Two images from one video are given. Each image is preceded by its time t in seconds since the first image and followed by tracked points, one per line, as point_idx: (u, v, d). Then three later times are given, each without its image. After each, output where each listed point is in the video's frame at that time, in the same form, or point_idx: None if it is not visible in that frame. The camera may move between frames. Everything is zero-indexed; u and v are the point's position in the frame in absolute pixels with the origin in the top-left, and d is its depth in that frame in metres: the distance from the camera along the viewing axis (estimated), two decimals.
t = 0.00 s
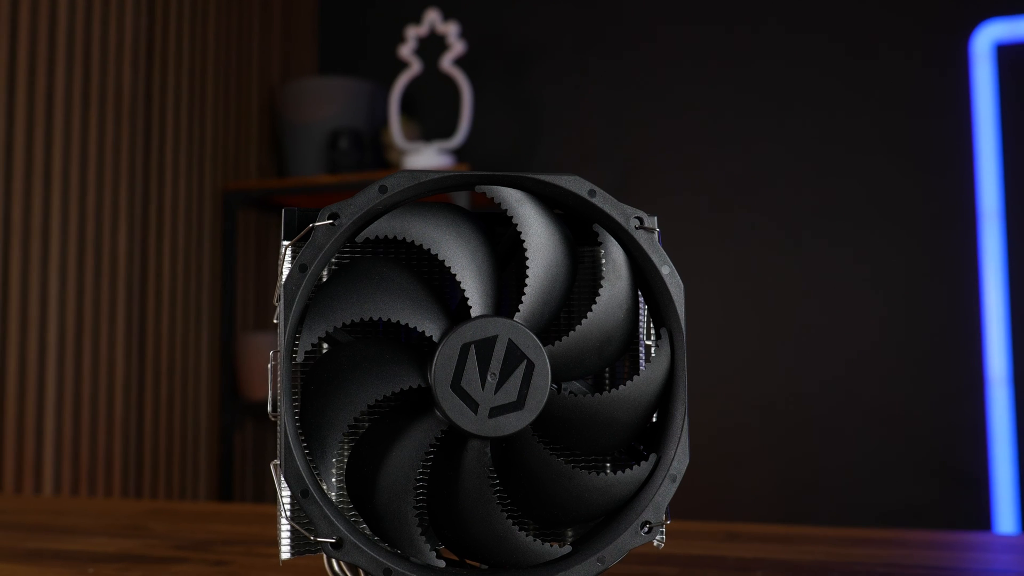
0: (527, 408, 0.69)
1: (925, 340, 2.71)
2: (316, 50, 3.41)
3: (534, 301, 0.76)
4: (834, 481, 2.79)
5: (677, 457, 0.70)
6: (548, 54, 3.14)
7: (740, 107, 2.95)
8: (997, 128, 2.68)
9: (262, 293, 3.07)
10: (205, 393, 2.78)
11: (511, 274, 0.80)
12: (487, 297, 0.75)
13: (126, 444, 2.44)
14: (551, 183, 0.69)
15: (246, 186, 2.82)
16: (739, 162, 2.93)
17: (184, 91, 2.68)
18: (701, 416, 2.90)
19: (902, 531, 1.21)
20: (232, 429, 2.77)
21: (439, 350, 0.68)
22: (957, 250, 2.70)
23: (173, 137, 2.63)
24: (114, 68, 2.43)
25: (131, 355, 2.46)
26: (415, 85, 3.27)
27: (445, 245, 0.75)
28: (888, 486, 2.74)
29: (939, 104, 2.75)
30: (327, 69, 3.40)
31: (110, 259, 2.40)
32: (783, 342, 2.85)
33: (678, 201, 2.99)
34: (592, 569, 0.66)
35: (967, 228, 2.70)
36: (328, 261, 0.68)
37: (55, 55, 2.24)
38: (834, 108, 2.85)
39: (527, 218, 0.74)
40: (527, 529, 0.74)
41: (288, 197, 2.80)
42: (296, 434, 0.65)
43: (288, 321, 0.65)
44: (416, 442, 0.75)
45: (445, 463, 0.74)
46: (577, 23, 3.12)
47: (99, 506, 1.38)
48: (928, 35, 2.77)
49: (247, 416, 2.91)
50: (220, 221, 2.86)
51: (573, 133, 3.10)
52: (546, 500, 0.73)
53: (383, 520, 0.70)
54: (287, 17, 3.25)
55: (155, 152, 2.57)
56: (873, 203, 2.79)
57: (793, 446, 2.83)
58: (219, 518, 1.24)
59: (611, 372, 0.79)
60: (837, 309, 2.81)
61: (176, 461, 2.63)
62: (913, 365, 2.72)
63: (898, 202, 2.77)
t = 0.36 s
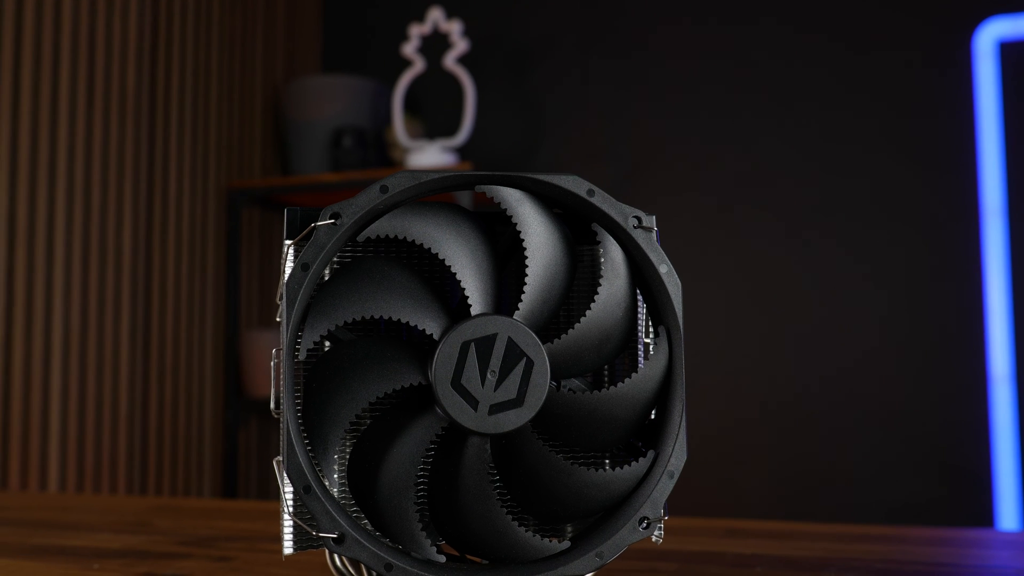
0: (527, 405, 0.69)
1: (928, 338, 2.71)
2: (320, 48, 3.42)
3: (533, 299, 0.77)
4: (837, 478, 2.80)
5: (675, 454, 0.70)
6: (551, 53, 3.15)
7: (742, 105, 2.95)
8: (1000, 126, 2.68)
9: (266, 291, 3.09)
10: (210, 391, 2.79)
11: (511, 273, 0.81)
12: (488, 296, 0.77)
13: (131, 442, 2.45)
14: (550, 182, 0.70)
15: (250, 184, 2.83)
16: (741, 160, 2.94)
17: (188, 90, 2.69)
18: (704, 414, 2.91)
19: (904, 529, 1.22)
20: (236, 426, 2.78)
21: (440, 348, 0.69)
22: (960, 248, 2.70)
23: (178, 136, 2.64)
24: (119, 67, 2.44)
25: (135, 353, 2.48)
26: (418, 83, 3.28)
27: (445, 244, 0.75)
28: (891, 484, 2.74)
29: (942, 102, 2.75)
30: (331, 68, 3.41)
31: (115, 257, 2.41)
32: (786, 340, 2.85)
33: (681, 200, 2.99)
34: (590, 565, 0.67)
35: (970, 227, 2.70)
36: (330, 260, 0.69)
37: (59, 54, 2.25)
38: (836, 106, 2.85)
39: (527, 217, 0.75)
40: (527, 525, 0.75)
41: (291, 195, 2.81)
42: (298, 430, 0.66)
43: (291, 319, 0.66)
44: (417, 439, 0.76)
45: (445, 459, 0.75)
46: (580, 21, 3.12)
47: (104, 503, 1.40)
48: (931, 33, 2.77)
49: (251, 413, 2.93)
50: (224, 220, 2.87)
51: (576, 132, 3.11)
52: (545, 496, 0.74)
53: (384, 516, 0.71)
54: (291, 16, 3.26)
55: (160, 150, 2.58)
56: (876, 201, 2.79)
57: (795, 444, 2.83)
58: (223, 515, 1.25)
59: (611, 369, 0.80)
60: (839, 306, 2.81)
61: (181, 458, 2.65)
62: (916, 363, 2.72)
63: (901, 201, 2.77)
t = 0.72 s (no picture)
0: (527, 402, 0.70)
1: (931, 335, 2.71)
2: (324, 46, 3.43)
3: (533, 298, 0.77)
4: (839, 475, 2.80)
5: (674, 451, 0.71)
6: (554, 50, 3.15)
7: (745, 103, 2.95)
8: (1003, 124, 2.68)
9: (269, 288, 3.10)
10: (214, 388, 2.81)
11: (511, 272, 0.81)
12: (488, 294, 0.77)
13: (135, 438, 2.47)
14: (549, 182, 0.71)
15: (253, 182, 2.84)
16: (744, 158, 2.94)
17: (192, 88, 2.70)
18: (706, 411, 2.92)
19: (906, 525, 1.22)
20: (240, 422, 2.80)
21: (440, 346, 0.70)
22: (963, 246, 2.70)
23: (182, 134, 2.65)
24: (123, 65, 2.46)
25: (140, 350, 2.49)
26: (421, 81, 3.29)
27: (446, 244, 0.76)
28: (894, 481, 2.75)
29: (944, 99, 2.75)
30: (334, 66, 3.42)
31: (120, 255, 2.42)
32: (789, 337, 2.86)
33: (684, 198, 2.99)
34: (590, 560, 0.68)
35: (973, 224, 2.70)
36: (332, 259, 0.69)
37: (64, 53, 2.26)
38: (839, 104, 2.85)
39: (526, 216, 0.75)
40: (528, 521, 0.76)
41: (295, 193, 2.82)
42: (300, 427, 0.67)
43: (293, 317, 0.67)
44: (418, 436, 0.77)
45: (445, 456, 0.76)
46: (583, 19, 3.12)
47: (110, 499, 1.41)
48: (934, 31, 2.77)
49: (255, 410, 2.94)
50: (228, 217, 2.89)
51: (579, 130, 3.11)
52: (545, 492, 0.75)
53: (386, 512, 0.71)
54: (295, 14, 3.28)
55: (164, 147, 2.59)
56: (879, 198, 2.79)
57: (797, 441, 2.84)
58: (228, 511, 1.26)
59: (609, 366, 0.81)
60: (842, 304, 2.81)
61: (185, 454, 2.66)
62: (919, 360, 2.72)
63: (904, 198, 2.77)
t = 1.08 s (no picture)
0: (526, 398, 0.71)
1: (934, 333, 2.71)
2: (328, 44, 3.44)
3: (533, 296, 0.78)
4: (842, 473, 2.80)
5: (672, 447, 0.72)
6: (557, 49, 3.16)
7: (748, 100, 2.95)
8: (1006, 121, 2.68)
9: (273, 287, 3.11)
10: (219, 386, 2.82)
11: (511, 270, 0.82)
12: (488, 293, 0.78)
13: (140, 435, 2.48)
14: (549, 182, 0.71)
15: (258, 180, 2.85)
16: (747, 156, 2.94)
17: (196, 87, 2.72)
18: (708, 409, 2.93)
19: (908, 522, 1.23)
20: (244, 420, 2.81)
21: (440, 343, 0.71)
22: (966, 243, 2.70)
23: (185, 133, 2.67)
24: (127, 64, 2.47)
25: (145, 349, 2.51)
26: (425, 79, 3.29)
27: (447, 243, 0.77)
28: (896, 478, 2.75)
29: (948, 97, 2.74)
30: (338, 64, 3.43)
31: (125, 255, 2.44)
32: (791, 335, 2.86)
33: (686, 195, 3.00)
34: (589, 555, 0.69)
35: (976, 221, 2.70)
36: (334, 258, 0.70)
37: (69, 53, 2.28)
38: (842, 101, 2.85)
39: (526, 215, 0.76)
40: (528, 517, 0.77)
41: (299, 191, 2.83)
42: (303, 424, 0.67)
43: (296, 315, 0.68)
44: (418, 432, 0.77)
45: (446, 452, 0.77)
46: (586, 17, 3.13)
47: (116, 496, 1.42)
48: (937, 29, 2.77)
49: (259, 408, 2.95)
50: (232, 216, 2.90)
51: (582, 128, 3.12)
52: (545, 488, 0.76)
53: (387, 507, 0.72)
54: (299, 13, 3.29)
55: (168, 145, 2.60)
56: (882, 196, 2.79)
57: (800, 438, 2.84)
58: (232, 508, 1.27)
59: (609, 364, 0.82)
60: (844, 301, 2.82)
61: (190, 452, 2.68)
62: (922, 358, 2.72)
63: (907, 196, 2.77)
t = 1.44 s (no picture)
0: (526, 395, 0.72)
1: (937, 330, 2.72)
2: (332, 42, 3.46)
3: (533, 295, 0.79)
4: (844, 470, 2.81)
5: (670, 443, 0.73)
6: (560, 46, 3.16)
7: (751, 98, 2.96)
8: (1010, 119, 2.67)
9: (277, 285, 3.12)
10: (223, 383, 2.84)
11: (511, 268, 0.83)
12: (488, 291, 0.79)
13: (144, 433, 2.50)
14: (548, 181, 0.72)
15: (262, 178, 2.86)
16: (750, 154, 2.95)
17: (200, 86, 2.73)
18: (711, 407, 2.94)
19: (909, 518, 1.23)
20: (249, 417, 2.82)
21: (442, 341, 0.71)
22: (969, 241, 2.70)
23: (189, 132, 2.68)
24: (131, 63, 2.48)
25: (150, 347, 2.52)
26: (428, 77, 3.30)
27: (448, 242, 0.78)
28: (898, 476, 2.75)
29: (951, 94, 2.74)
30: (342, 62, 3.44)
31: (129, 254, 2.45)
32: (794, 333, 2.87)
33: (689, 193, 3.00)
34: (587, 550, 0.70)
35: (979, 219, 2.69)
36: (336, 256, 0.71)
37: (73, 52, 2.29)
38: (845, 99, 2.86)
39: (526, 214, 0.77)
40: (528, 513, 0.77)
41: (303, 189, 2.84)
42: (306, 421, 0.68)
43: (298, 313, 0.68)
44: (419, 429, 0.78)
45: (447, 448, 0.78)
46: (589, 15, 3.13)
47: (121, 492, 1.43)
48: (940, 26, 2.76)
49: (263, 405, 2.96)
50: (236, 214, 2.91)
51: (585, 125, 3.13)
52: (544, 484, 0.76)
53: (389, 503, 0.73)
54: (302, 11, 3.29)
55: (172, 143, 2.61)
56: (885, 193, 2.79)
57: (803, 435, 2.85)
58: (236, 504, 1.28)
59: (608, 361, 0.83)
60: (847, 299, 2.82)
61: (194, 449, 2.69)
62: (925, 355, 2.73)
63: (910, 193, 2.77)
